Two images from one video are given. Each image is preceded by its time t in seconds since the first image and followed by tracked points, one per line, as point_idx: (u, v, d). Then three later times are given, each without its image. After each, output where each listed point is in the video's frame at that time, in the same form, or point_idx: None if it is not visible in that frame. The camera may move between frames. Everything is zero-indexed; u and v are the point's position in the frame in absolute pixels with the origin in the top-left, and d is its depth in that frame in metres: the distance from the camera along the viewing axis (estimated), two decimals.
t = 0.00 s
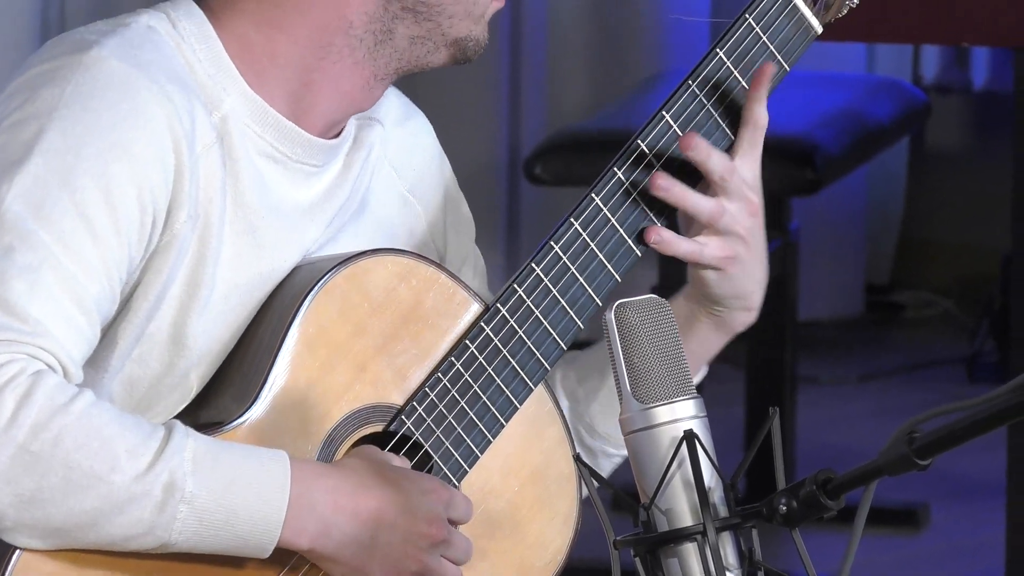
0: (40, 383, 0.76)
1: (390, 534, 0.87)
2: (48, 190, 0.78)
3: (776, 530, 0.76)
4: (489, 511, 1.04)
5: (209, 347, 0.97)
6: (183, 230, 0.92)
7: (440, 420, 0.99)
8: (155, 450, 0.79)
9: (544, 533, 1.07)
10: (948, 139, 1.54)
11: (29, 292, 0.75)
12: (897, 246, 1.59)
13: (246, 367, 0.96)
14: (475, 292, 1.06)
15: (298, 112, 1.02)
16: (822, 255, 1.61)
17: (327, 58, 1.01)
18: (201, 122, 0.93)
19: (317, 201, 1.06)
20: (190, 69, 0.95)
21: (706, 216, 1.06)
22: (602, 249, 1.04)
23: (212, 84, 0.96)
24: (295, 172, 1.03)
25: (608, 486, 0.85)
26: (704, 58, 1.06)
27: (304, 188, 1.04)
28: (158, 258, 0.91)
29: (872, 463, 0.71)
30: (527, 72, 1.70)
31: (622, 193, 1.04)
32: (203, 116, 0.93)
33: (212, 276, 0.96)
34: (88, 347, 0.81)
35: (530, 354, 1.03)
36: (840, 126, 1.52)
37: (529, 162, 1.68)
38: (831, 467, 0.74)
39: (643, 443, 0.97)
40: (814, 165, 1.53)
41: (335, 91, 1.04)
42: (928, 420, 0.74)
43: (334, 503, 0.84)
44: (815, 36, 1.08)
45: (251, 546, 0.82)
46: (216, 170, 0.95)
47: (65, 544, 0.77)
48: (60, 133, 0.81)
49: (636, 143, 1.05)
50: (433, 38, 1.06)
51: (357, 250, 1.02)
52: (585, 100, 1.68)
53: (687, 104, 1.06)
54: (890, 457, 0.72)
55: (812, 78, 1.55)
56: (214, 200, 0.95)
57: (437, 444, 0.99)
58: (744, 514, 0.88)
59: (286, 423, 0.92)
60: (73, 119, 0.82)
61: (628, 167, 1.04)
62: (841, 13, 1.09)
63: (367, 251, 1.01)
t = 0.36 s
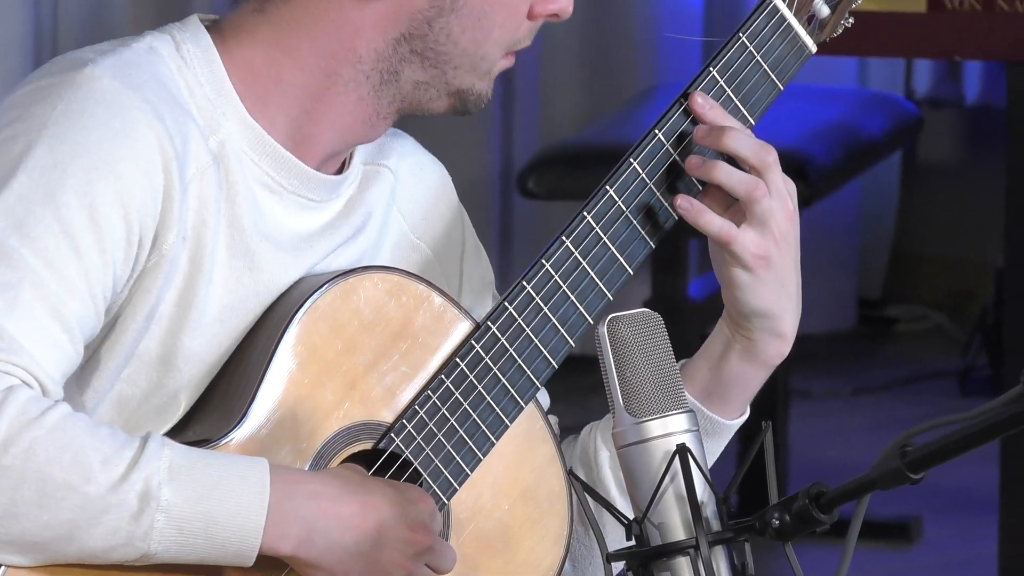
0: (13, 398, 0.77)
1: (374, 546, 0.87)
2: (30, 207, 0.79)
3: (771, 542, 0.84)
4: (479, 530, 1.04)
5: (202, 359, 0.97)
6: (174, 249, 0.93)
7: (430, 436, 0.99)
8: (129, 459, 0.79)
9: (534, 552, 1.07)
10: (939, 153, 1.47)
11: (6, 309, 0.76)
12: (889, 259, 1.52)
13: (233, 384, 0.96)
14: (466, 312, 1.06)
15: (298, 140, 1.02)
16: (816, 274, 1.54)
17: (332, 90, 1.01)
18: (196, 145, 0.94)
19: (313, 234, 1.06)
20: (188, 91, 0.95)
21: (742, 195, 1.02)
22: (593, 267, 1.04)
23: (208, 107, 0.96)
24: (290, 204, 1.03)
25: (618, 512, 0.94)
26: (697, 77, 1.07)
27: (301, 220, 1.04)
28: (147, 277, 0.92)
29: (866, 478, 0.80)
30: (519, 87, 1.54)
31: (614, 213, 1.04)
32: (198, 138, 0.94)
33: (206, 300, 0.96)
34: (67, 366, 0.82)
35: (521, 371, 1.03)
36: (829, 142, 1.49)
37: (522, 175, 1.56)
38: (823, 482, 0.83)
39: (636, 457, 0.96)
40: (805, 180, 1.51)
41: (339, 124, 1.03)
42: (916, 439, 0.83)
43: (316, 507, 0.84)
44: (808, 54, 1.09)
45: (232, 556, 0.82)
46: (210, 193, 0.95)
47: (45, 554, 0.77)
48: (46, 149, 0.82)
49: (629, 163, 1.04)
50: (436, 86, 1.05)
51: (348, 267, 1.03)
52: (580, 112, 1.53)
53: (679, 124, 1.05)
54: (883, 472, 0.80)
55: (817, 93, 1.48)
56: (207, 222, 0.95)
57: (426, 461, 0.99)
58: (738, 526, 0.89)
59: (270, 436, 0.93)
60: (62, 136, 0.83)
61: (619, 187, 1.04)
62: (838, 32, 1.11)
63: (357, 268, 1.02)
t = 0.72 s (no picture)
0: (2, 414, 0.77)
1: (362, 566, 0.87)
2: (27, 230, 0.80)
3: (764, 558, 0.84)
4: (473, 545, 1.04)
5: (197, 378, 0.98)
6: (171, 271, 0.93)
7: (423, 450, 0.99)
8: (119, 478, 0.79)
9: (527, 566, 1.07)
10: (932, 167, 1.48)
11: None
12: (882, 275, 1.51)
13: (227, 401, 0.97)
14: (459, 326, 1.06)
15: (298, 159, 1.02)
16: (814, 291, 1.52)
17: (334, 113, 1.01)
18: (194, 167, 0.94)
19: (305, 253, 1.06)
20: (188, 113, 0.96)
21: (741, 210, 1.01)
22: (586, 281, 1.04)
23: (206, 128, 0.96)
24: (286, 224, 1.03)
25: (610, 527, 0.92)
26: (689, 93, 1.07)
27: (297, 240, 1.05)
28: (147, 299, 0.93)
29: (858, 491, 0.79)
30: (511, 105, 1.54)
31: (608, 227, 1.04)
32: (196, 161, 0.94)
33: (201, 319, 0.97)
34: (60, 385, 0.82)
35: (514, 386, 1.03)
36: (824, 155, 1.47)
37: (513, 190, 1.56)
38: (815, 495, 0.82)
39: (629, 474, 0.94)
40: (798, 193, 1.49)
41: (340, 146, 1.03)
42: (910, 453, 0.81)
43: (303, 527, 0.84)
44: (801, 70, 1.09)
45: None
46: (208, 216, 0.96)
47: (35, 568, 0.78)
48: (44, 170, 0.82)
49: (621, 176, 1.04)
50: (438, 115, 1.05)
51: (341, 282, 1.03)
52: (572, 128, 1.54)
53: (671, 140, 1.06)
54: (875, 486, 0.79)
55: (805, 107, 1.47)
56: (204, 244, 0.96)
57: (419, 475, 0.99)
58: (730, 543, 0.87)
59: (263, 453, 0.93)
60: (60, 158, 0.83)
61: (611, 201, 1.04)
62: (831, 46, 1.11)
63: (350, 282, 1.02)
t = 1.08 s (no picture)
0: None
1: None
2: (18, 245, 0.80)
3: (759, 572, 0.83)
4: (465, 559, 1.04)
5: (189, 394, 0.99)
6: (163, 286, 0.93)
7: (416, 464, 0.99)
8: (108, 491, 0.79)
9: None
10: (925, 182, 1.48)
11: None
12: (875, 287, 1.52)
13: (220, 417, 0.97)
14: (453, 340, 1.06)
15: (291, 175, 1.02)
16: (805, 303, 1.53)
17: (326, 131, 1.01)
18: (187, 182, 0.94)
19: (297, 267, 1.06)
20: (181, 128, 0.96)
21: (741, 224, 1.02)
22: (580, 296, 1.04)
23: (198, 143, 0.96)
24: (278, 240, 1.03)
25: (604, 541, 0.93)
26: (681, 109, 1.07)
27: (290, 254, 1.05)
28: (138, 315, 0.93)
29: (852, 506, 0.79)
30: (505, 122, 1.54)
31: (601, 242, 1.04)
32: (189, 175, 0.95)
33: (194, 335, 0.97)
34: (49, 400, 0.82)
35: (507, 400, 1.02)
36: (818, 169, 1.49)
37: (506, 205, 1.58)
38: (809, 510, 0.82)
39: (623, 487, 0.93)
40: (791, 207, 1.50)
41: (331, 165, 1.04)
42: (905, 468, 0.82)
43: (295, 538, 0.84)
44: (795, 85, 1.09)
45: None
46: (200, 232, 0.96)
47: None
48: (36, 185, 0.82)
49: (614, 191, 1.04)
50: (416, 144, 1.03)
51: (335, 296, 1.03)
52: (565, 142, 1.55)
53: (664, 155, 1.06)
54: (869, 500, 0.79)
55: (800, 120, 1.49)
56: (196, 259, 0.96)
57: (413, 489, 0.99)
58: (724, 555, 0.87)
59: (255, 466, 0.93)
60: (51, 173, 0.83)
61: (604, 215, 1.04)
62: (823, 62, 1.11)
63: (342, 297, 1.02)
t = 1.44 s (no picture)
0: None
1: None
2: (19, 256, 0.79)
3: None
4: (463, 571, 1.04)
5: (187, 405, 0.98)
6: (162, 297, 0.93)
7: (414, 476, 0.99)
8: (110, 505, 0.79)
9: None
10: (923, 196, 1.49)
11: None
12: (873, 298, 1.52)
13: (218, 428, 0.97)
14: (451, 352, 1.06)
15: (287, 188, 1.03)
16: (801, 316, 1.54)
17: (320, 146, 1.01)
18: (186, 193, 0.95)
19: (294, 279, 1.06)
20: (179, 139, 0.96)
21: (739, 235, 1.02)
22: (578, 307, 1.04)
23: (197, 154, 0.97)
24: (278, 251, 1.03)
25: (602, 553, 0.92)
26: (680, 119, 1.07)
27: (287, 265, 1.05)
28: (136, 325, 0.93)
29: (850, 517, 0.79)
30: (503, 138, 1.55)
31: (599, 253, 1.04)
32: (187, 186, 0.95)
33: (192, 345, 0.97)
34: (50, 412, 0.82)
35: (505, 412, 1.02)
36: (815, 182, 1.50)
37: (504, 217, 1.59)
38: (806, 522, 0.82)
39: (620, 498, 0.91)
40: (789, 220, 1.51)
41: (328, 177, 1.04)
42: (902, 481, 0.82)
43: (295, 552, 0.84)
44: (792, 95, 1.10)
45: None
46: (198, 242, 0.96)
47: None
48: (37, 197, 0.82)
49: (612, 203, 1.05)
50: (399, 162, 1.02)
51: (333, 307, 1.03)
52: (560, 157, 1.56)
53: (661, 167, 1.06)
54: (866, 511, 0.79)
55: (799, 134, 1.49)
56: (195, 269, 0.96)
57: (411, 501, 0.99)
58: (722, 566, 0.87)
59: (255, 479, 0.93)
60: (52, 185, 0.83)
61: (602, 227, 1.04)
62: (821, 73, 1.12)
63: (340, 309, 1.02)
